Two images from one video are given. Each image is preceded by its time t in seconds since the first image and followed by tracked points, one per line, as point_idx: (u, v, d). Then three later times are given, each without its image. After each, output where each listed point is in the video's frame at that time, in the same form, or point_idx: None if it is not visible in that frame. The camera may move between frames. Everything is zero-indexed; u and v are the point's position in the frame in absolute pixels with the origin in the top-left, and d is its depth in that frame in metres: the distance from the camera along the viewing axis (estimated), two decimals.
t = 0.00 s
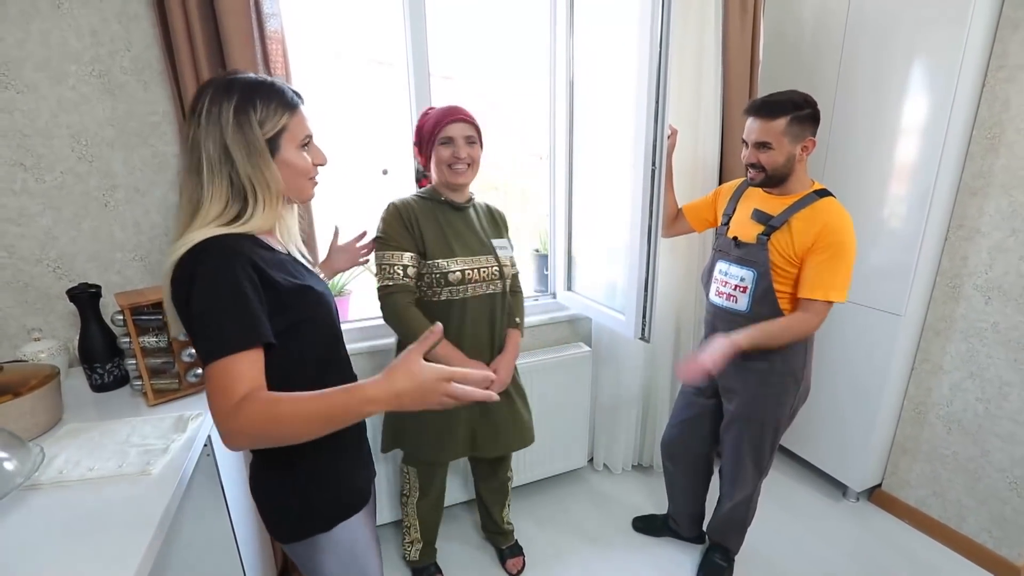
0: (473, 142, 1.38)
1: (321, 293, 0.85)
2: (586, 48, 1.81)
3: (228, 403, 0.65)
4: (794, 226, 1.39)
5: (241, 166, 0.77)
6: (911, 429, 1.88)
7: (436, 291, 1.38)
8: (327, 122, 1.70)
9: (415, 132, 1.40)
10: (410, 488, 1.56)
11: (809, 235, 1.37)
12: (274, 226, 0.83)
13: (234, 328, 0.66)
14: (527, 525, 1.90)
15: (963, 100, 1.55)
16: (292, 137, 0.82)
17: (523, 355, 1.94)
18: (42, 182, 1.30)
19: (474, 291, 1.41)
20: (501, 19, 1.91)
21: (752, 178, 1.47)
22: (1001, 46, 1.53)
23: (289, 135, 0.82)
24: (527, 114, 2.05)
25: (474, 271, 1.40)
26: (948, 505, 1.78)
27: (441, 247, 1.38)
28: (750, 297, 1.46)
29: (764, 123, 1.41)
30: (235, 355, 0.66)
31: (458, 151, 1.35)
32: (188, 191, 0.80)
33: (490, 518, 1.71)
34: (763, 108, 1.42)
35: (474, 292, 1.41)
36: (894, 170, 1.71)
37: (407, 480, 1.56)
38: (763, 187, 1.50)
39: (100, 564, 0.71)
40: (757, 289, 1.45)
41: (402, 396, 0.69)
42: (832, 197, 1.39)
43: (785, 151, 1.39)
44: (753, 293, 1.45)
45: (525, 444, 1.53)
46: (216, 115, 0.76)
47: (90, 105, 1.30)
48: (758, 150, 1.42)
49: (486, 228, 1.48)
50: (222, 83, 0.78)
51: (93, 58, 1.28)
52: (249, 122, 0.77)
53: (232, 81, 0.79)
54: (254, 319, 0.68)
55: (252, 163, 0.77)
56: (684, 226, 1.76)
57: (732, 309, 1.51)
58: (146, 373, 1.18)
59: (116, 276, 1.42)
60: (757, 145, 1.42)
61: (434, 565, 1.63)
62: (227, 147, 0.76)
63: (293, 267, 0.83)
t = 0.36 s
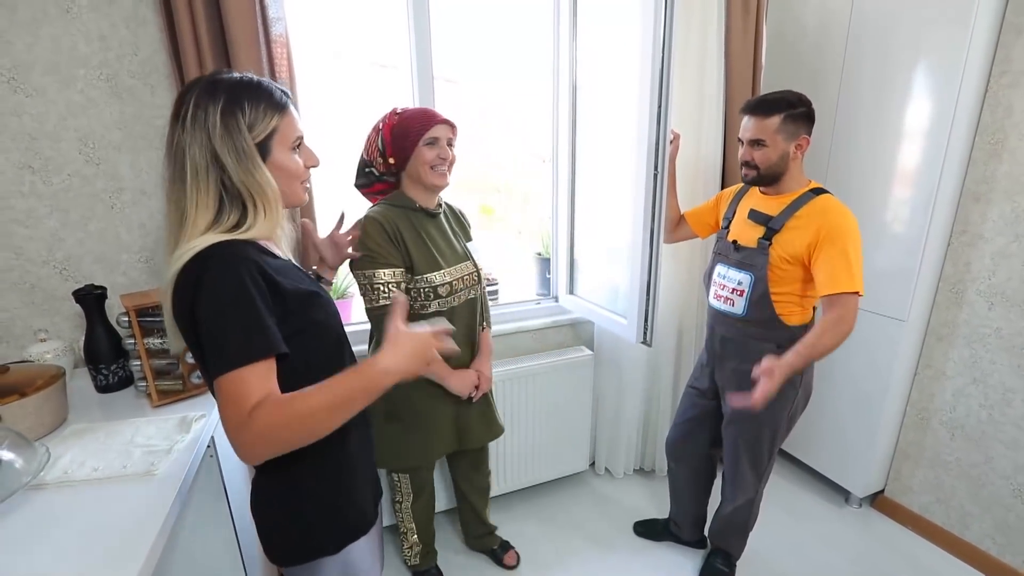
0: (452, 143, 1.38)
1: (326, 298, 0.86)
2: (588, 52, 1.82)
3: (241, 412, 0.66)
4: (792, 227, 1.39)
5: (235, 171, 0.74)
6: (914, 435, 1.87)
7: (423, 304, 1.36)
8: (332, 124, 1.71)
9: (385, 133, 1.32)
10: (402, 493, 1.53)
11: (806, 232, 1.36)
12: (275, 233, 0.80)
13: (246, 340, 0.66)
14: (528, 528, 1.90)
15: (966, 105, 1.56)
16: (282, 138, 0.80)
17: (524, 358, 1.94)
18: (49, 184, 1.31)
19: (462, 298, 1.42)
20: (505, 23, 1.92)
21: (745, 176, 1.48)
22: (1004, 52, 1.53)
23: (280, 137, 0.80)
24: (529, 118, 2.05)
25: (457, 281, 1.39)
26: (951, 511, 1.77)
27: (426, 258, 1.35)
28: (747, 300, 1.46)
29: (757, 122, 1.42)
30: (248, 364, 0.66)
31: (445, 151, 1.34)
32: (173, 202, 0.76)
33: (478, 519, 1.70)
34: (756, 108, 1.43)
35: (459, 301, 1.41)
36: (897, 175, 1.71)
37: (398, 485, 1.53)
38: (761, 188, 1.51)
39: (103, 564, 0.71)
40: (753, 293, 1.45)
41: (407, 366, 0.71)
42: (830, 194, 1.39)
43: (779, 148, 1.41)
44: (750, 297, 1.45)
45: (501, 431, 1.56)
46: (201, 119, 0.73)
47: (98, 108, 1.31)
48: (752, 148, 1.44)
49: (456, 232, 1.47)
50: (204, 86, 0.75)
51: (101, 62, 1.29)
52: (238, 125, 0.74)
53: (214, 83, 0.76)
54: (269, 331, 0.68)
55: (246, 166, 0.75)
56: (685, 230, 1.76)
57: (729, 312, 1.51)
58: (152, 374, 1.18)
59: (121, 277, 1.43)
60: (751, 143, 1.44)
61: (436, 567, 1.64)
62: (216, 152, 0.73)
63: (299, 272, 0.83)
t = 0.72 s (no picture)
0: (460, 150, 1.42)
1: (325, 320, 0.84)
2: (595, 57, 1.82)
3: (270, 426, 0.64)
4: (796, 228, 1.39)
5: (238, 186, 0.72)
6: (921, 441, 1.86)
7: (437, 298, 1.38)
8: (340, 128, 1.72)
9: (402, 139, 1.29)
10: (411, 492, 1.52)
11: (810, 234, 1.36)
12: (265, 254, 0.77)
13: (256, 361, 0.64)
14: (532, 531, 1.90)
15: (974, 110, 1.55)
16: (299, 146, 0.78)
17: (529, 362, 1.94)
18: (62, 186, 1.33)
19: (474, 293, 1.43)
20: (512, 27, 1.93)
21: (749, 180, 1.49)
22: (1013, 58, 1.53)
23: (295, 147, 0.78)
24: (535, 121, 2.06)
25: (472, 274, 1.41)
26: (959, 519, 1.76)
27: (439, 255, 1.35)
28: (758, 305, 1.46)
29: (759, 128, 1.43)
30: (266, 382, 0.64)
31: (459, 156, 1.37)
32: (180, 214, 0.74)
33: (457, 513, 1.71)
34: (757, 114, 1.44)
35: (473, 293, 1.44)
36: (904, 180, 1.70)
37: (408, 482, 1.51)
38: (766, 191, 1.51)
39: (111, 562, 0.72)
40: (765, 295, 1.44)
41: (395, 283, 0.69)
42: (834, 196, 1.38)
43: (780, 154, 1.41)
44: (761, 301, 1.45)
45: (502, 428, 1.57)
46: (212, 130, 0.71)
47: (110, 111, 1.33)
48: (753, 153, 1.45)
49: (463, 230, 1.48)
50: (217, 95, 0.73)
51: (114, 66, 1.31)
52: (251, 136, 0.72)
53: (232, 91, 0.74)
54: (270, 350, 0.66)
55: (254, 179, 0.72)
56: (691, 235, 1.75)
57: (740, 318, 1.51)
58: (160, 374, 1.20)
59: (131, 278, 1.45)
60: (752, 148, 1.45)
61: (439, 569, 1.64)
62: (223, 166, 0.71)
63: (292, 293, 0.82)
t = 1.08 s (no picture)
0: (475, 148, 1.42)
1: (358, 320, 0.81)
2: (596, 54, 1.82)
3: (274, 438, 0.58)
4: (793, 220, 1.39)
5: (290, 173, 0.71)
6: (924, 438, 1.85)
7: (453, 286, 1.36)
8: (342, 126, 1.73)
9: (419, 140, 1.29)
10: (423, 487, 1.52)
11: (807, 227, 1.36)
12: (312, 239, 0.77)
13: (296, 359, 0.61)
14: (534, 529, 1.90)
15: (977, 106, 1.54)
16: (323, 134, 0.80)
17: (531, 359, 1.95)
18: (65, 186, 1.34)
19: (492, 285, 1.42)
20: (513, 25, 1.93)
21: (756, 177, 1.49)
22: (1015, 53, 1.52)
23: (321, 132, 0.79)
24: (536, 119, 2.06)
25: (492, 262, 1.42)
26: (961, 515, 1.76)
27: (457, 244, 1.35)
28: (752, 295, 1.47)
29: (759, 124, 1.44)
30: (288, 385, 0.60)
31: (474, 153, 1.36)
32: (223, 206, 0.70)
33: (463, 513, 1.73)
34: (756, 111, 1.45)
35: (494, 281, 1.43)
36: (907, 176, 1.70)
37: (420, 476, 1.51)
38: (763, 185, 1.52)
39: (117, 558, 0.73)
40: (759, 286, 1.45)
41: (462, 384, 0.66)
42: (830, 188, 1.39)
43: (790, 147, 1.42)
44: (755, 291, 1.46)
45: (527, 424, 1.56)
46: (252, 118, 0.70)
47: (112, 111, 1.34)
48: (764, 149, 1.43)
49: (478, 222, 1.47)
50: (247, 83, 0.72)
51: (116, 66, 1.32)
52: (291, 121, 0.72)
53: (260, 77, 0.73)
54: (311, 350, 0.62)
55: (302, 163, 0.72)
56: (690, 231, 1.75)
57: (734, 308, 1.52)
58: (164, 372, 1.21)
59: (134, 277, 1.45)
60: (762, 144, 1.44)
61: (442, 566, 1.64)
62: (271, 153, 0.70)
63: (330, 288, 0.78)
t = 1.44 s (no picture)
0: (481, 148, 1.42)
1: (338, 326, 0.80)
2: (591, 54, 1.82)
3: (262, 462, 0.61)
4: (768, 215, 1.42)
5: (258, 182, 0.69)
6: (920, 435, 1.86)
7: (456, 290, 1.35)
8: (337, 128, 1.73)
9: (426, 142, 1.29)
10: (422, 502, 1.44)
11: (782, 222, 1.39)
12: (286, 251, 0.74)
13: (271, 386, 0.62)
14: (533, 529, 1.90)
15: (969, 103, 1.55)
16: (312, 138, 0.77)
17: (529, 360, 1.95)
18: (59, 190, 1.33)
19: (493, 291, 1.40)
20: (507, 26, 1.93)
21: (749, 175, 1.47)
22: (1007, 51, 1.53)
23: (309, 137, 0.76)
24: (532, 120, 2.07)
25: (495, 268, 1.42)
26: (958, 512, 1.76)
27: (463, 247, 1.33)
28: (733, 286, 1.49)
29: (740, 123, 1.45)
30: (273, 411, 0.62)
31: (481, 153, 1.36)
32: (193, 213, 0.71)
33: (461, 515, 1.72)
34: (734, 110, 1.47)
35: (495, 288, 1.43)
36: (901, 174, 1.70)
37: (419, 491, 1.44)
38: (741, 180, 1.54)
39: (113, 564, 0.72)
40: (740, 277, 1.47)
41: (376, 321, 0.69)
42: (803, 185, 1.43)
43: (776, 142, 1.44)
44: (736, 283, 1.48)
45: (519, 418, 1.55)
46: (225, 124, 0.68)
47: (106, 115, 1.33)
48: (755, 146, 1.43)
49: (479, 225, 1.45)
50: (225, 87, 0.70)
51: (109, 70, 1.32)
52: (269, 127, 0.70)
53: (245, 80, 0.72)
54: (281, 377, 0.63)
55: (275, 171, 0.70)
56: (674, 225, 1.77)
57: (716, 300, 1.54)
58: (159, 377, 1.20)
59: (129, 281, 1.45)
60: (753, 142, 1.43)
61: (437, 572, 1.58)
62: (240, 161, 0.69)
63: (306, 297, 0.77)
